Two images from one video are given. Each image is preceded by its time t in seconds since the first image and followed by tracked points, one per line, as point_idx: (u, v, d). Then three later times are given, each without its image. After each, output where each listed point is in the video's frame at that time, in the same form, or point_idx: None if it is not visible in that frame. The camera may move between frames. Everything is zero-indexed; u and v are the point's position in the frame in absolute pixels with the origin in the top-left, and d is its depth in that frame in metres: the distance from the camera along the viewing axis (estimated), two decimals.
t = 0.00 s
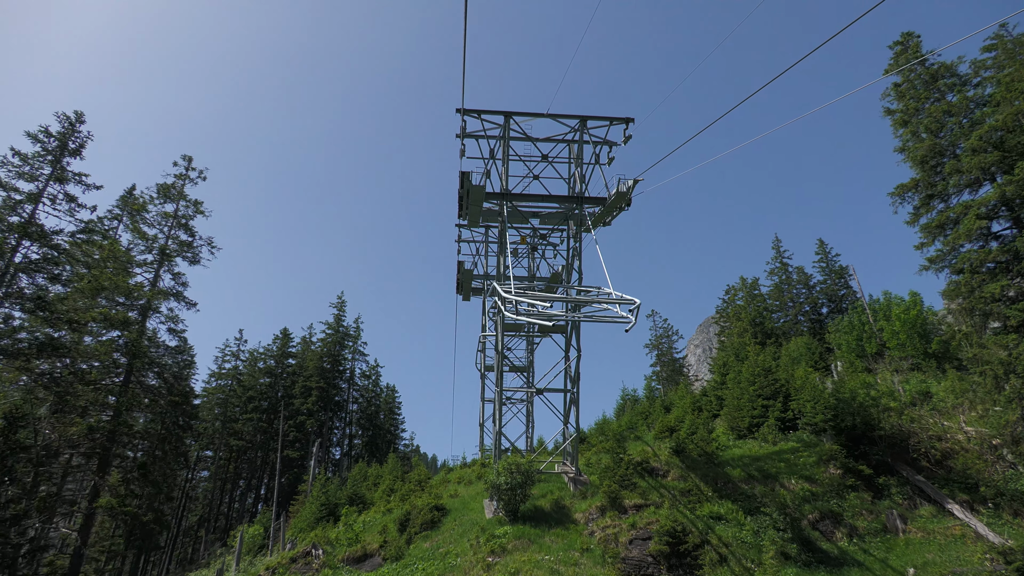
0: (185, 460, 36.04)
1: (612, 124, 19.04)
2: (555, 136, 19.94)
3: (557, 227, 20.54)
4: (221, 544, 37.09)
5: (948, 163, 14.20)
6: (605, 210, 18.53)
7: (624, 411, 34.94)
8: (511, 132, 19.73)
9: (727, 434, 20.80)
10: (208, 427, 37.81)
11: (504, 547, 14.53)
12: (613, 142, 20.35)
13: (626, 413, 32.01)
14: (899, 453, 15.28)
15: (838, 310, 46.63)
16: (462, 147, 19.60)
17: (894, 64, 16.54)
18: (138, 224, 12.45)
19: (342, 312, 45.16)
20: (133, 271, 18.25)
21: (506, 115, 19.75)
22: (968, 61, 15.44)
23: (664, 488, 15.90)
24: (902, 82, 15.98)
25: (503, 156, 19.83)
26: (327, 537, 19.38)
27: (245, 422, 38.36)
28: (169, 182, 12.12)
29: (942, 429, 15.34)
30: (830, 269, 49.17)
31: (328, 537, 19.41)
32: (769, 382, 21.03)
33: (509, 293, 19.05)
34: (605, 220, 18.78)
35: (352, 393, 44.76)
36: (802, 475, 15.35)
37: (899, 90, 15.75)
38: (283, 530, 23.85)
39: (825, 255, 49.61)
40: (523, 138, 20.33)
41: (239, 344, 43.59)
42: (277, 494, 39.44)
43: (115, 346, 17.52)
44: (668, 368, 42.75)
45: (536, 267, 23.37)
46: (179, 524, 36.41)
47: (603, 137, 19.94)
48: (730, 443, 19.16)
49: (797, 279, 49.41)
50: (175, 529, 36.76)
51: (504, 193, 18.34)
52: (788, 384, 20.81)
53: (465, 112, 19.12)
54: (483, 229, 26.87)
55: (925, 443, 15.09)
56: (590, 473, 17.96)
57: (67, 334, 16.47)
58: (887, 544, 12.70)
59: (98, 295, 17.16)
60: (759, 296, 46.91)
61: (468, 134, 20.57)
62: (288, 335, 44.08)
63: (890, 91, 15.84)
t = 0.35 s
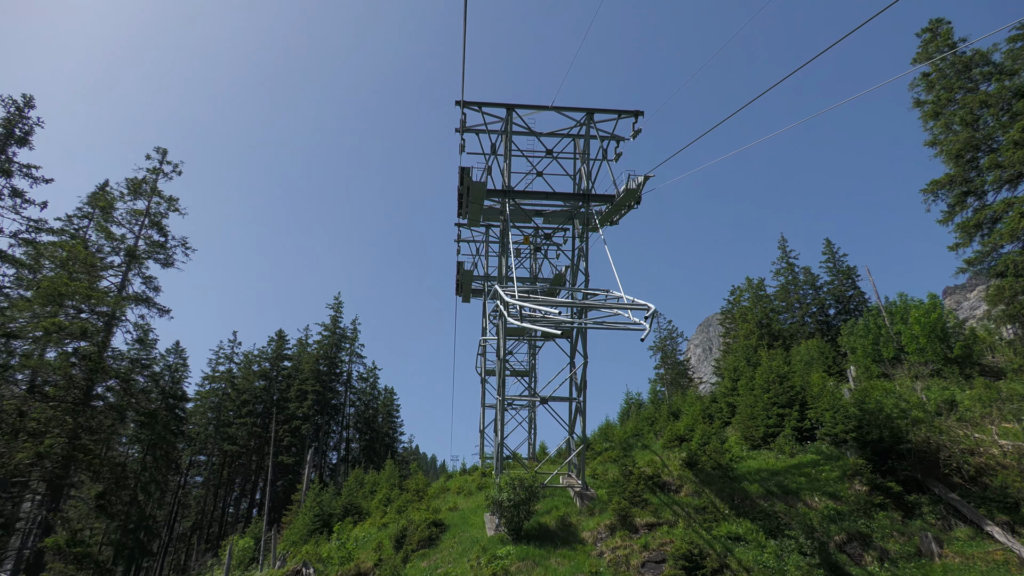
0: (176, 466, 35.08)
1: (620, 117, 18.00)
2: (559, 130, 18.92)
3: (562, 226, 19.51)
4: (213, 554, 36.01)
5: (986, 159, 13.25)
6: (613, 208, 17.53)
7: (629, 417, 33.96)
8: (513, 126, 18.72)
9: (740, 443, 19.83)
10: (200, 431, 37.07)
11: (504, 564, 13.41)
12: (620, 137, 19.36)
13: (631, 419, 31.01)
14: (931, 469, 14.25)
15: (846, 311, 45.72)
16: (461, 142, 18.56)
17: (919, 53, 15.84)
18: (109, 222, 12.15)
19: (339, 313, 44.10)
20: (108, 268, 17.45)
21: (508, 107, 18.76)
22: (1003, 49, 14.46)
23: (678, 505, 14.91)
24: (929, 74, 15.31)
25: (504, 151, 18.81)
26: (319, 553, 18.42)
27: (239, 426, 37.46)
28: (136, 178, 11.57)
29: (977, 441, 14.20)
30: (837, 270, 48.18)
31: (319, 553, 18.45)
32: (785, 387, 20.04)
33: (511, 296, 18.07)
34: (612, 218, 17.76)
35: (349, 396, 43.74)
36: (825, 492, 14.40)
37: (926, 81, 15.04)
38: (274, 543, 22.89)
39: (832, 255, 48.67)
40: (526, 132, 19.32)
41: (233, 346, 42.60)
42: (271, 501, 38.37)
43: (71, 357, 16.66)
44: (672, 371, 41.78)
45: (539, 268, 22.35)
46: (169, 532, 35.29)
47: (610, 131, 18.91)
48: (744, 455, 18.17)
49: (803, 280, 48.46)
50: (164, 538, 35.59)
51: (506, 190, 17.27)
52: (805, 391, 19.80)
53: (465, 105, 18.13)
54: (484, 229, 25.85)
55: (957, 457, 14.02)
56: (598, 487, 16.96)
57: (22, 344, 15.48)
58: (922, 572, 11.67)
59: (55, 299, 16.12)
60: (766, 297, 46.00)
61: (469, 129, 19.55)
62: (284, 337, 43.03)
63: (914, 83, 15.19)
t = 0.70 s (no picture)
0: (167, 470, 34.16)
1: (629, 109, 17.00)
2: (565, 123, 17.96)
3: (567, 224, 18.53)
4: (205, 561, 35.02)
5: None
6: (621, 205, 16.56)
7: (634, 421, 33.00)
8: (516, 119, 17.75)
9: (755, 452, 18.85)
10: (192, 435, 36.25)
11: None
12: (629, 131, 18.39)
13: (637, 424, 30.01)
14: (966, 485, 13.06)
15: (855, 311, 44.77)
16: (462, 135, 17.62)
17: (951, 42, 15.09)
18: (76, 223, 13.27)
19: (336, 313, 43.12)
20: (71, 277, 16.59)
21: (510, 99, 17.78)
22: None
23: (694, 523, 13.92)
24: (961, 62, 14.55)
25: (506, 145, 17.82)
26: (309, 569, 17.43)
27: (232, 429, 36.56)
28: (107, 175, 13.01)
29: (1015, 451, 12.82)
30: (844, 270, 47.27)
31: (310, 568, 17.47)
32: (802, 393, 19.01)
33: (513, 299, 17.14)
34: (621, 216, 16.79)
35: (346, 397, 42.78)
36: (851, 510, 13.43)
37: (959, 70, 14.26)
38: (264, 555, 21.93)
39: (839, 255, 47.67)
40: (530, 125, 18.36)
41: (228, 347, 41.66)
42: (266, 506, 37.35)
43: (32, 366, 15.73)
44: (677, 374, 40.83)
45: (542, 268, 21.39)
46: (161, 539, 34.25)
47: (619, 125, 17.96)
48: (761, 468, 17.19)
49: (810, 279, 47.51)
50: (155, 546, 34.55)
51: (508, 186, 16.28)
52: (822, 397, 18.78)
53: (466, 96, 17.16)
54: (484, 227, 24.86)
55: (993, 472, 12.72)
56: (607, 502, 15.96)
57: None
58: None
59: (3, 308, 15.10)
60: (773, 297, 45.17)
61: (469, 122, 18.56)
62: (279, 337, 42.05)
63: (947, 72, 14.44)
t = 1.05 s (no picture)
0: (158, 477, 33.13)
1: (639, 99, 15.94)
2: (570, 115, 16.97)
3: (573, 221, 17.52)
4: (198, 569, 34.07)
5: None
6: (631, 202, 15.58)
7: (639, 427, 32.01)
8: (519, 110, 16.74)
9: (771, 463, 17.84)
10: (184, 439, 35.25)
11: None
12: (639, 123, 17.40)
13: (642, 429, 29.02)
14: (1006, 503, 12.04)
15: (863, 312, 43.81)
16: (462, 127, 16.63)
17: (984, 31, 14.27)
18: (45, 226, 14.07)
19: (333, 314, 42.10)
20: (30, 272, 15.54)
21: (513, 89, 16.77)
22: None
23: (711, 544, 12.96)
24: (996, 50, 13.72)
25: (509, 137, 16.79)
26: None
27: (224, 433, 35.43)
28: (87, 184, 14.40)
29: None
30: (853, 269, 46.32)
31: None
32: (820, 400, 17.99)
33: (515, 302, 16.14)
34: (631, 213, 15.79)
35: (343, 400, 41.80)
36: (883, 530, 12.43)
37: (994, 57, 13.39)
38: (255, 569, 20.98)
39: (847, 254, 46.69)
40: (534, 116, 17.37)
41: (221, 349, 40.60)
42: (260, 512, 36.36)
43: None
44: (682, 376, 39.85)
45: (546, 268, 20.38)
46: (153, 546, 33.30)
47: (628, 117, 16.98)
48: (778, 480, 16.25)
49: (817, 280, 46.53)
50: (146, 553, 33.60)
51: (511, 181, 15.26)
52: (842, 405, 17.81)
53: (465, 85, 16.14)
54: (485, 225, 23.82)
55: None
56: (616, 518, 14.97)
57: None
58: None
59: None
60: (780, 298, 44.27)
61: (469, 113, 17.52)
62: (275, 339, 41.04)
63: (981, 60, 13.61)
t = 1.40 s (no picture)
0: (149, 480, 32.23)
1: (651, 85, 14.92)
2: (577, 103, 15.95)
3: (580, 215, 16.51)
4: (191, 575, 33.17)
5: None
6: (643, 195, 14.58)
7: (644, 429, 31.07)
8: (522, 97, 15.72)
9: (789, 471, 16.87)
10: (176, 442, 34.33)
11: None
12: (649, 112, 16.38)
13: (649, 432, 28.09)
14: None
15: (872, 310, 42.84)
16: (461, 116, 15.59)
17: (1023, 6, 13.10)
18: None
19: (329, 312, 41.11)
20: None
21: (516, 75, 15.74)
22: None
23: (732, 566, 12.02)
24: None
25: (514, 127, 15.75)
26: None
27: (217, 436, 34.38)
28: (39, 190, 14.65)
29: None
30: (860, 266, 45.39)
31: None
32: (841, 405, 16.98)
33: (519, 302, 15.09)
34: (643, 207, 14.78)
35: (340, 400, 40.87)
36: (918, 550, 11.46)
37: None
38: None
39: (855, 250, 45.70)
40: (538, 105, 16.35)
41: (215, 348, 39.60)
42: (254, 516, 35.43)
43: None
44: (687, 376, 38.90)
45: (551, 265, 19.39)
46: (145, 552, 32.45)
47: (638, 105, 15.96)
48: (798, 491, 15.31)
49: (824, 276, 45.56)
50: (138, 559, 32.70)
51: (516, 173, 14.23)
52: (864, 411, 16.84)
53: (466, 70, 15.11)
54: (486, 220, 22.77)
55: None
56: (627, 534, 14.01)
57: None
58: None
59: None
60: (786, 296, 43.36)
61: (469, 101, 16.46)
62: (270, 338, 40.06)
63: None
